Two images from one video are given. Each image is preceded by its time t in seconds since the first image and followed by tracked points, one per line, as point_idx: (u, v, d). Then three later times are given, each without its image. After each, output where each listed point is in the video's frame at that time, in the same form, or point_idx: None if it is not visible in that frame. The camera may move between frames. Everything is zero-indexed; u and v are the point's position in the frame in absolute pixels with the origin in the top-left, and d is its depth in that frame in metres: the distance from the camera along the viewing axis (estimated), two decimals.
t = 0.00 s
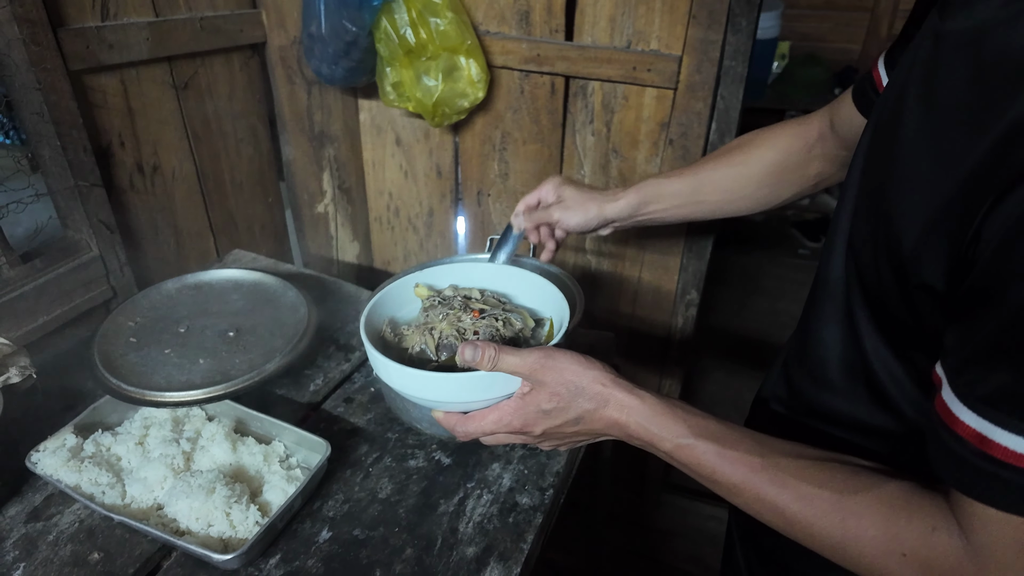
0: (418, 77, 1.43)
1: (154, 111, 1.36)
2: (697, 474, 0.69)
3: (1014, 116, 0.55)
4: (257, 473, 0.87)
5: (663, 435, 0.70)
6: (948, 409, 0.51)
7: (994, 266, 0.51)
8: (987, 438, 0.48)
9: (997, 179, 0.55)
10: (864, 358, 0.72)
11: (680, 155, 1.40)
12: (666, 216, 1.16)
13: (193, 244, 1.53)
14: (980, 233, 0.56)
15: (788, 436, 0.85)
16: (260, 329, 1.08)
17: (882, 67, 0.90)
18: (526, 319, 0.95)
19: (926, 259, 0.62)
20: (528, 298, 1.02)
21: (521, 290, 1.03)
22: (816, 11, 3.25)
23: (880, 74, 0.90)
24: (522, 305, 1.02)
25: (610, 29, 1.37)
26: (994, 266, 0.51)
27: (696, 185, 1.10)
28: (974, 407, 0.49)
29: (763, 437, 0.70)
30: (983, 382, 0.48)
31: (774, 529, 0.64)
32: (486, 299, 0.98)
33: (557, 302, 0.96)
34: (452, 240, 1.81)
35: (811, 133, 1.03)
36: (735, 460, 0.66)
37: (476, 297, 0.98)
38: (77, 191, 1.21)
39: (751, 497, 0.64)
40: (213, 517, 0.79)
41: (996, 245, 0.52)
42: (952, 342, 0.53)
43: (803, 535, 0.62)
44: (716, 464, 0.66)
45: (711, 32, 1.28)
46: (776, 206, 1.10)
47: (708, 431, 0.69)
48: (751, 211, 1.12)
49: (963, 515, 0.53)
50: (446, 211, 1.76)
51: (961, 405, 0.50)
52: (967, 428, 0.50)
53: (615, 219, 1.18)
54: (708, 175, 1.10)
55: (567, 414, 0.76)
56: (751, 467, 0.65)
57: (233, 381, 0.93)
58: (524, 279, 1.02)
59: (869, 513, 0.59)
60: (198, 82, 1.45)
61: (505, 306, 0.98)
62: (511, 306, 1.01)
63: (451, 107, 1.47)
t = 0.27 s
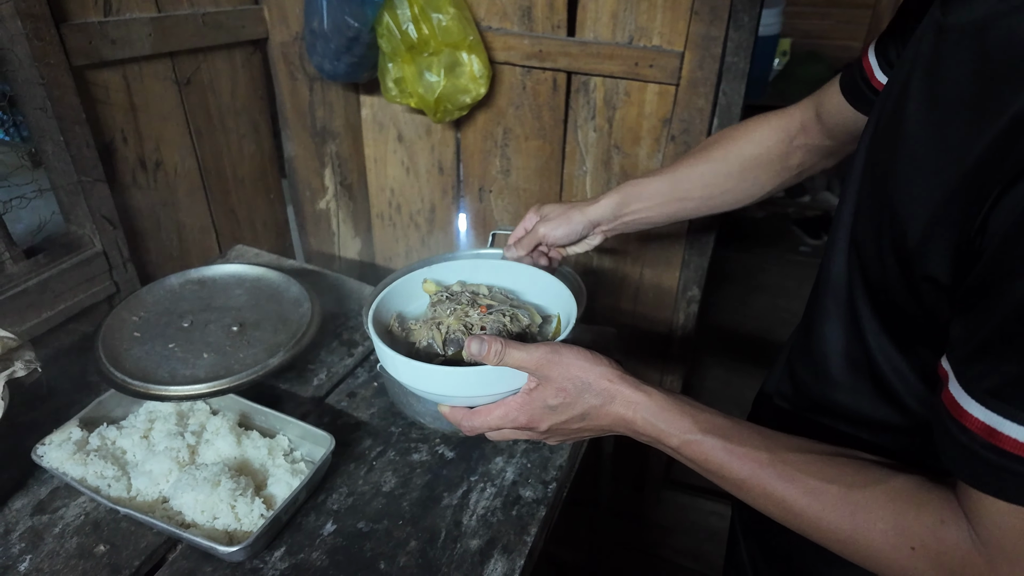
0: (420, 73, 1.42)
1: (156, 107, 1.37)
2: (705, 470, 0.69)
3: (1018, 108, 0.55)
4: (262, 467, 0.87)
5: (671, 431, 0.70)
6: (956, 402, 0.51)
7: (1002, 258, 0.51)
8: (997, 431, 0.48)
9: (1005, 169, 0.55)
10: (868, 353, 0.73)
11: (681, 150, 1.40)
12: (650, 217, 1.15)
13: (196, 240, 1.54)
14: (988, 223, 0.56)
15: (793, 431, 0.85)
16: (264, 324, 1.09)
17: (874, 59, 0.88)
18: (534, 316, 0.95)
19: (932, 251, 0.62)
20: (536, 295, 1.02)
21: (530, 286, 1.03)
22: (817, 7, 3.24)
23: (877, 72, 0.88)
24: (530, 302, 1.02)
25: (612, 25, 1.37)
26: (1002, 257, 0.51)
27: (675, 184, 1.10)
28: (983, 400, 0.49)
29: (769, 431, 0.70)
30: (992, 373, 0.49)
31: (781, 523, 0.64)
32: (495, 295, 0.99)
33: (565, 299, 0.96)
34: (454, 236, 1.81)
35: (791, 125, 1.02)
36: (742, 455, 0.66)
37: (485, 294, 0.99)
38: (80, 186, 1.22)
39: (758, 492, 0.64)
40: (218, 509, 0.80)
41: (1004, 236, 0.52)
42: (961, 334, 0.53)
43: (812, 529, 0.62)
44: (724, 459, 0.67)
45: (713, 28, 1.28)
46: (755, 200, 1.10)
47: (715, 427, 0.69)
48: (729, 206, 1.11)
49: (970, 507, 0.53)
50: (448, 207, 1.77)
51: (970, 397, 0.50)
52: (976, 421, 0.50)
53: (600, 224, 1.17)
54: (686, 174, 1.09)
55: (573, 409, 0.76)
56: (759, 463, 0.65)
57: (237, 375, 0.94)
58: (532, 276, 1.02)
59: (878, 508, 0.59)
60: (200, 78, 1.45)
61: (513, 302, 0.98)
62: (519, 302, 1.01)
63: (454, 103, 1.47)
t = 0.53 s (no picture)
0: (423, 67, 1.42)
1: (158, 101, 1.36)
2: (711, 466, 0.69)
3: None
4: (266, 460, 0.87)
5: (677, 428, 0.70)
6: (966, 398, 0.51)
7: (1014, 253, 0.51)
8: (1008, 427, 0.48)
9: (1015, 163, 0.55)
10: (874, 348, 0.72)
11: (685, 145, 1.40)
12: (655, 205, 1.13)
13: (198, 235, 1.53)
14: (1000, 218, 0.56)
15: (798, 426, 0.85)
16: (267, 319, 1.08)
17: (879, 49, 0.89)
18: (538, 312, 0.95)
19: (940, 246, 0.62)
20: (539, 291, 1.02)
21: (533, 282, 1.02)
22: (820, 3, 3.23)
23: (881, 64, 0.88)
24: (533, 297, 1.02)
25: (615, 19, 1.36)
26: (1013, 251, 0.51)
27: (677, 168, 1.09)
28: (993, 396, 0.48)
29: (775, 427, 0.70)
30: (1003, 369, 0.48)
31: (788, 519, 0.64)
32: (498, 291, 0.98)
33: (569, 295, 0.96)
34: (456, 231, 1.81)
35: (793, 113, 1.02)
36: (749, 452, 0.66)
37: (488, 289, 0.98)
38: (82, 181, 1.21)
39: (766, 489, 0.64)
40: (223, 502, 0.80)
41: (1016, 231, 0.52)
42: (971, 330, 0.53)
43: (820, 526, 0.62)
44: (731, 455, 0.66)
45: (717, 22, 1.27)
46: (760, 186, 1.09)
47: (721, 423, 0.69)
48: (733, 192, 1.10)
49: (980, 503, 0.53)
50: (450, 203, 1.76)
51: (980, 393, 0.50)
52: (986, 417, 0.49)
53: (602, 208, 1.15)
54: (688, 159, 1.08)
55: (578, 406, 0.76)
56: (767, 459, 0.65)
57: (241, 369, 0.94)
58: (535, 271, 1.02)
59: (887, 504, 0.58)
60: (202, 73, 1.45)
61: (516, 298, 0.98)
62: (522, 298, 1.01)
63: (456, 98, 1.46)
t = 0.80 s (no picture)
0: (422, 63, 1.42)
1: (159, 97, 1.37)
2: (705, 460, 0.69)
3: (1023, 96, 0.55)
4: (265, 453, 0.88)
5: (672, 421, 0.70)
6: (958, 392, 0.51)
7: (1007, 248, 0.51)
8: (999, 420, 0.48)
9: (1009, 158, 0.55)
10: (867, 342, 0.73)
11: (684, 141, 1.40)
12: (666, 188, 1.13)
13: (198, 231, 1.54)
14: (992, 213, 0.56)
15: (792, 420, 0.85)
16: (266, 314, 1.09)
17: (880, 45, 0.89)
18: (534, 307, 0.95)
19: (934, 241, 0.62)
20: (536, 287, 1.02)
21: (529, 277, 1.03)
22: None
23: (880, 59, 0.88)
24: (530, 293, 1.02)
25: (615, 15, 1.36)
26: (1007, 246, 0.51)
27: (692, 151, 1.09)
28: (986, 389, 0.49)
29: (769, 421, 0.70)
30: (996, 363, 0.49)
31: (782, 512, 0.64)
32: (495, 286, 0.99)
33: (565, 291, 0.96)
34: (456, 228, 1.81)
35: (808, 104, 1.02)
36: (743, 445, 0.66)
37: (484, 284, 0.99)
38: (83, 176, 1.22)
39: (760, 482, 0.64)
40: (222, 495, 0.80)
41: (1009, 226, 0.52)
42: (963, 324, 0.53)
43: (815, 520, 0.62)
44: (725, 449, 0.67)
45: (716, 18, 1.27)
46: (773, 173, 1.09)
47: (716, 417, 0.69)
48: (748, 178, 1.10)
49: (972, 495, 0.53)
50: (450, 199, 1.76)
51: (973, 387, 0.50)
52: (978, 409, 0.50)
53: (614, 186, 1.15)
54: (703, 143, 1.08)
55: (574, 400, 0.76)
56: (760, 452, 0.65)
57: (240, 363, 0.94)
58: (533, 267, 1.02)
59: (881, 498, 0.59)
60: (202, 69, 1.45)
61: (513, 293, 0.98)
62: (519, 293, 1.01)
63: (456, 94, 1.47)
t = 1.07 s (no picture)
0: (422, 60, 1.42)
1: (159, 95, 1.37)
2: (701, 454, 0.69)
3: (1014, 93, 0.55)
4: (266, 450, 0.88)
5: (669, 416, 0.71)
6: (947, 387, 0.52)
7: (998, 244, 0.51)
8: (987, 415, 0.49)
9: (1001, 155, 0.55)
10: (862, 339, 0.73)
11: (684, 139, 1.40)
12: (677, 154, 1.14)
13: (199, 228, 1.54)
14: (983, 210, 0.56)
15: (787, 416, 0.85)
16: (266, 311, 1.09)
17: (882, 40, 0.90)
18: (535, 304, 0.96)
19: (926, 237, 0.62)
20: (537, 284, 1.02)
21: (531, 274, 1.03)
22: None
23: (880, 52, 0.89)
24: (531, 290, 1.03)
25: (614, 13, 1.36)
26: (997, 243, 0.51)
27: (710, 118, 1.09)
28: (974, 385, 0.49)
29: (765, 416, 0.71)
30: (986, 359, 0.49)
31: (777, 506, 0.65)
32: (497, 283, 0.99)
33: (566, 287, 0.97)
34: (456, 225, 1.81)
35: (824, 87, 1.02)
36: (739, 439, 0.66)
37: (486, 281, 0.99)
38: (84, 174, 1.22)
39: (755, 476, 0.65)
40: (223, 491, 0.81)
41: (999, 223, 0.52)
42: (953, 321, 0.53)
43: (809, 514, 0.62)
44: (720, 443, 0.67)
45: (716, 16, 1.27)
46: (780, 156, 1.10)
47: (712, 412, 0.70)
48: (758, 155, 1.11)
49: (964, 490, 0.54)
50: (450, 196, 1.77)
51: (962, 383, 0.50)
52: (966, 405, 0.50)
53: (629, 143, 1.16)
54: (721, 114, 1.09)
55: (572, 395, 0.77)
56: (756, 446, 0.65)
57: (240, 360, 0.95)
58: (534, 263, 1.02)
59: (875, 492, 0.59)
60: (203, 66, 1.45)
61: (514, 290, 0.99)
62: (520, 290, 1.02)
63: (455, 92, 1.47)
